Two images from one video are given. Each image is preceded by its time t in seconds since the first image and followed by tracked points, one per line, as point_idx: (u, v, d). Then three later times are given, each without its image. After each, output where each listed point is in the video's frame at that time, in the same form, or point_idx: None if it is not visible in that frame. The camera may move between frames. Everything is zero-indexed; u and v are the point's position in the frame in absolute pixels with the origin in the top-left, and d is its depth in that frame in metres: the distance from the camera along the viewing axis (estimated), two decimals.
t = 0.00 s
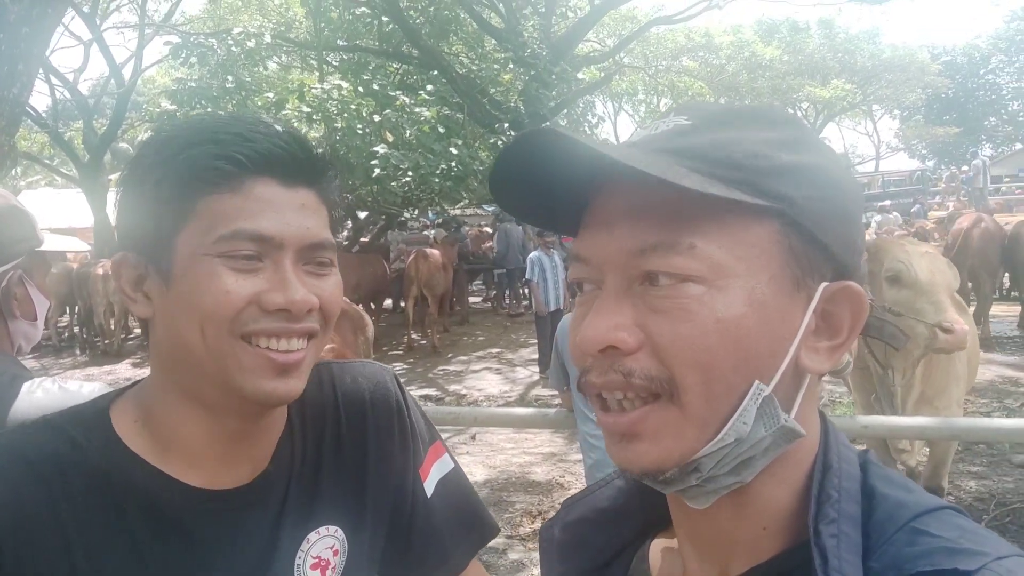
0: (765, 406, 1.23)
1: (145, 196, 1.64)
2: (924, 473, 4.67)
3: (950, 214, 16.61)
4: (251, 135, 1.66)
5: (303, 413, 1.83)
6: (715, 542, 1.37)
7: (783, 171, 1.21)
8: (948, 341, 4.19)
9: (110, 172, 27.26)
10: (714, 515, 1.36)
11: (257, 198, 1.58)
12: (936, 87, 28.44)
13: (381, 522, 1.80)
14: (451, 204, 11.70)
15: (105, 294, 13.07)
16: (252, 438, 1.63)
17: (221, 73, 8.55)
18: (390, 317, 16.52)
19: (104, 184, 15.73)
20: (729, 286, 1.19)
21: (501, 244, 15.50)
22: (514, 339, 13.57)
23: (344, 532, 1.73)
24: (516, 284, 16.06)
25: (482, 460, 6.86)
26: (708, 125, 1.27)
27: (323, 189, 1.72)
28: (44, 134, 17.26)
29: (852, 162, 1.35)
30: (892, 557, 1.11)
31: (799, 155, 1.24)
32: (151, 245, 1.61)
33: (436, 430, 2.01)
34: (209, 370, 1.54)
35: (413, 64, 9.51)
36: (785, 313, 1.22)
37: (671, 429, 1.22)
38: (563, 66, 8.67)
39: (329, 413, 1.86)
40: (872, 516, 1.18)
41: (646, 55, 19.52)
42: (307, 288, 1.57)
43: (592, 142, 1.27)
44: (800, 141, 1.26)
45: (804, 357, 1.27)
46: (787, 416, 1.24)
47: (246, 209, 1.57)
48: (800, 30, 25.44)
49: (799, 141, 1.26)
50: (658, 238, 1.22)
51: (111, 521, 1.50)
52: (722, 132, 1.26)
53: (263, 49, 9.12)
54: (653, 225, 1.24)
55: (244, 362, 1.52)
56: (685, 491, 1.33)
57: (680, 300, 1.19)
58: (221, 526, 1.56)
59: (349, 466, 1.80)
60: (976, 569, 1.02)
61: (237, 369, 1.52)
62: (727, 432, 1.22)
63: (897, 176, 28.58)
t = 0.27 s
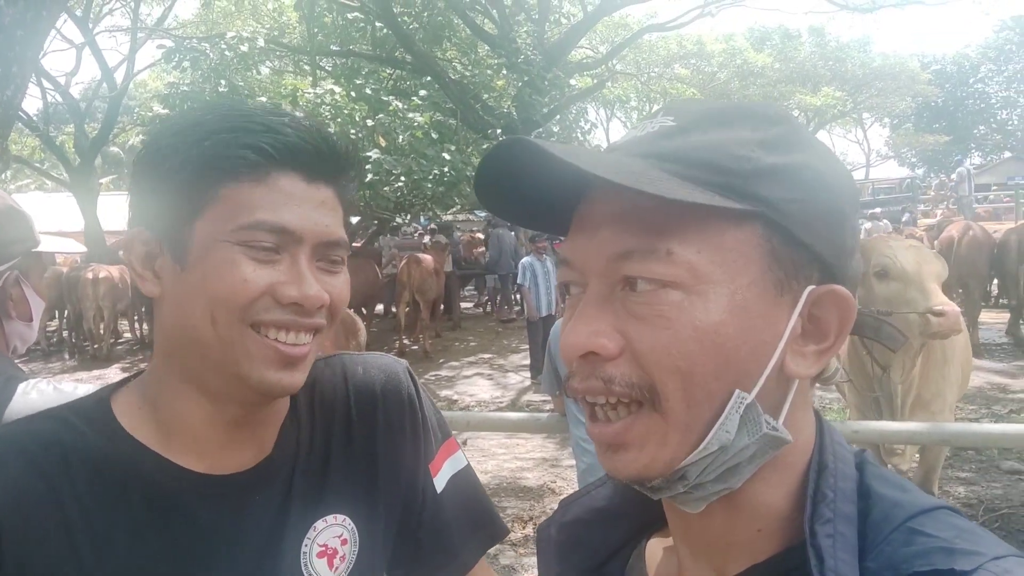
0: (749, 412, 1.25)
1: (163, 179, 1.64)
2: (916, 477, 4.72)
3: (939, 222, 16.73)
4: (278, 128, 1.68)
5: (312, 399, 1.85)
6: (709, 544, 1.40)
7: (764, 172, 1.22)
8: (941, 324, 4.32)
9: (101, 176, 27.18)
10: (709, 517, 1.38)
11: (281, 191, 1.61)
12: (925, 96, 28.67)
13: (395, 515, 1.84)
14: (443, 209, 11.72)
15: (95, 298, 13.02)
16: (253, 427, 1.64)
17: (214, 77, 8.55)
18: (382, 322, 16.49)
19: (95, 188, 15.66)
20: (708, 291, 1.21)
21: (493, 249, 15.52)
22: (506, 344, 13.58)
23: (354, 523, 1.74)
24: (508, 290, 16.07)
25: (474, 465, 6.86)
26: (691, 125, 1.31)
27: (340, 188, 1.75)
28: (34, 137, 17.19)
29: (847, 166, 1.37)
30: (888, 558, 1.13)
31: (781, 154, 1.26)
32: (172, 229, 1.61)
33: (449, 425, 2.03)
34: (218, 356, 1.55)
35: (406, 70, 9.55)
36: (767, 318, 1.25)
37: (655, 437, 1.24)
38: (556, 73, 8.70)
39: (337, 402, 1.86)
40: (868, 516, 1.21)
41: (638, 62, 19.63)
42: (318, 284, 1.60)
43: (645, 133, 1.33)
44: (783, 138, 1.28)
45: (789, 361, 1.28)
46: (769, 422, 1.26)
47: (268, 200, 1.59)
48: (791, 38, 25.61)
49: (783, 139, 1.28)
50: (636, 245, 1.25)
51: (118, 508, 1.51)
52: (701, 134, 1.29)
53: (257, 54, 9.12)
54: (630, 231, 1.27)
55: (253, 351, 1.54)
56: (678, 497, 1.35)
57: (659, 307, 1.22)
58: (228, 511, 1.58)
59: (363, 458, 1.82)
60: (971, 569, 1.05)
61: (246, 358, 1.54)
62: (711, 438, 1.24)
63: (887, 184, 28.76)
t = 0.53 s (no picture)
0: (746, 407, 1.26)
1: (233, 175, 1.61)
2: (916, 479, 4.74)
3: (933, 225, 16.80)
4: (358, 163, 1.69)
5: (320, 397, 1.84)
6: (707, 545, 1.39)
7: (766, 171, 1.23)
8: (932, 322, 4.36)
9: (95, 182, 27.11)
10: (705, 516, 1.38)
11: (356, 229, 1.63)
12: (917, 100, 28.81)
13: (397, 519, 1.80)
14: (438, 214, 11.72)
15: (89, 303, 12.98)
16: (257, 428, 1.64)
17: (208, 82, 8.52)
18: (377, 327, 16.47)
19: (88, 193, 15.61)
20: (706, 288, 1.22)
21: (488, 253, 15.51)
22: (502, 348, 13.57)
23: (363, 521, 1.73)
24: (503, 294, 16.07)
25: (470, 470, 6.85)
26: (693, 123, 1.31)
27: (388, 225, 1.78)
28: (27, 143, 17.13)
29: (847, 166, 1.38)
30: (885, 559, 1.13)
31: (786, 155, 1.26)
32: (237, 233, 1.58)
33: (451, 428, 1.99)
34: (266, 377, 1.55)
35: (401, 74, 9.56)
36: (766, 316, 1.25)
37: (645, 429, 1.25)
38: (550, 77, 8.71)
39: (344, 402, 1.85)
40: (865, 517, 1.21)
41: (631, 66, 19.70)
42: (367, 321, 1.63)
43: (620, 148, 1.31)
44: (784, 138, 1.28)
45: (787, 359, 1.29)
46: (768, 417, 1.26)
47: (342, 232, 1.61)
48: (784, 43, 25.73)
49: (784, 138, 1.28)
50: (635, 241, 1.26)
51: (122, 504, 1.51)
52: (702, 133, 1.29)
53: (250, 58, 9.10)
54: (633, 226, 1.27)
55: (301, 378, 1.55)
56: (673, 492, 1.36)
57: (657, 303, 1.23)
58: (230, 507, 1.57)
59: (367, 459, 1.80)
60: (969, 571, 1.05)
61: (292, 384, 1.55)
62: (705, 433, 1.25)
63: (881, 188, 28.88)
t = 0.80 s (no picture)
0: (750, 403, 1.27)
1: (240, 176, 1.63)
2: (932, 481, 4.72)
3: (946, 225, 16.71)
4: (365, 154, 1.69)
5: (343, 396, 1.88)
6: (715, 546, 1.39)
7: (774, 168, 1.24)
8: (946, 327, 4.35)
9: (109, 188, 27.36)
10: (709, 515, 1.39)
11: (358, 217, 1.63)
12: (929, 99, 28.67)
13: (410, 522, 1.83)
14: (448, 217, 11.76)
15: (103, 308, 13.09)
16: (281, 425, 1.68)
17: (220, 88, 8.58)
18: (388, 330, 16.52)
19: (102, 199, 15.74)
20: (711, 281, 1.24)
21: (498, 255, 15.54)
22: (513, 351, 13.59)
23: (381, 525, 1.75)
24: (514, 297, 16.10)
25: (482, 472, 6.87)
26: (702, 123, 1.33)
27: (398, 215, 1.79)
28: (42, 149, 17.31)
29: (857, 168, 1.40)
30: (890, 558, 1.13)
31: (795, 153, 1.28)
32: (247, 229, 1.61)
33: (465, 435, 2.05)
34: (279, 370, 1.58)
35: (411, 78, 9.60)
36: (771, 313, 1.26)
37: (648, 422, 1.26)
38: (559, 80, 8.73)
39: (365, 403, 1.89)
40: (871, 517, 1.21)
41: (641, 69, 19.72)
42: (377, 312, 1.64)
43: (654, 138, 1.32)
44: (793, 138, 1.30)
45: (791, 356, 1.30)
46: (769, 414, 1.28)
47: (345, 223, 1.62)
48: (795, 43, 25.69)
49: (795, 138, 1.30)
50: (642, 233, 1.28)
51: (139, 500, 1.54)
52: (714, 132, 1.31)
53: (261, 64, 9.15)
54: (642, 219, 1.29)
55: (313, 371, 1.57)
56: (678, 489, 1.37)
57: (661, 293, 1.25)
58: (252, 505, 1.61)
59: (385, 460, 1.83)
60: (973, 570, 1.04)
61: (304, 377, 1.57)
62: (707, 429, 1.26)
63: (893, 188, 28.74)
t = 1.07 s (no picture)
0: (755, 395, 1.29)
1: (186, 155, 1.67)
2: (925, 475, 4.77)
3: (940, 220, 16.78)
4: (295, 102, 1.66)
5: (359, 388, 1.84)
6: (716, 540, 1.40)
7: (779, 165, 1.27)
8: (940, 324, 4.40)
9: (103, 181, 27.29)
10: (708, 509, 1.41)
11: (296, 164, 1.60)
12: (924, 93, 28.74)
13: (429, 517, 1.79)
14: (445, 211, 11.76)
15: (98, 302, 13.06)
16: (272, 406, 1.62)
17: (215, 81, 8.54)
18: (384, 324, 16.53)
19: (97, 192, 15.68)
20: (722, 273, 1.25)
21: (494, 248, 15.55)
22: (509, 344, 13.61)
23: (405, 520, 1.70)
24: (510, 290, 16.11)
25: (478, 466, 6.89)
26: (709, 120, 1.34)
27: (365, 165, 1.71)
28: (36, 142, 17.26)
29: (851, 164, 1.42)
30: (891, 555, 1.14)
31: (796, 150, 1.30)
32: (190, 200, 1.64)
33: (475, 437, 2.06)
34: (221, 332, 1.55)
35: (407, 71, 9.59)
36: (780, 306, 1.28)
37: (658, 413, 1.27)
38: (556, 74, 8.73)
39: (382, 394, 1.85)
40: (870, 514, 1.22)
41: (638, 62, 19.72)
42: (322, 262, 1.57)
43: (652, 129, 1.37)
44: (796, 137, 1.32)
45: (798, 350, 1.32)
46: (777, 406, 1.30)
47: (283, 173, 1.59)
48: (791, 37, 25.70)
49: (799, 137, 1.32)
50: (656, 225, 1.29)
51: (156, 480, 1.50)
52: (719, 129, 1.32)
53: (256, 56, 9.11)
54: (650, 212, 1.30)
55: (252, 327, 1.53)
56: (679, 482, 1.39)
57: (674, 286, 1.25)
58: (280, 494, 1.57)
59: (407, 452, 1.78)
60: (971, 567, 1.06)
61: (246, 335, 1.53)
62: (717, 418, 1.27)
63: (888, 182, 28.82)
